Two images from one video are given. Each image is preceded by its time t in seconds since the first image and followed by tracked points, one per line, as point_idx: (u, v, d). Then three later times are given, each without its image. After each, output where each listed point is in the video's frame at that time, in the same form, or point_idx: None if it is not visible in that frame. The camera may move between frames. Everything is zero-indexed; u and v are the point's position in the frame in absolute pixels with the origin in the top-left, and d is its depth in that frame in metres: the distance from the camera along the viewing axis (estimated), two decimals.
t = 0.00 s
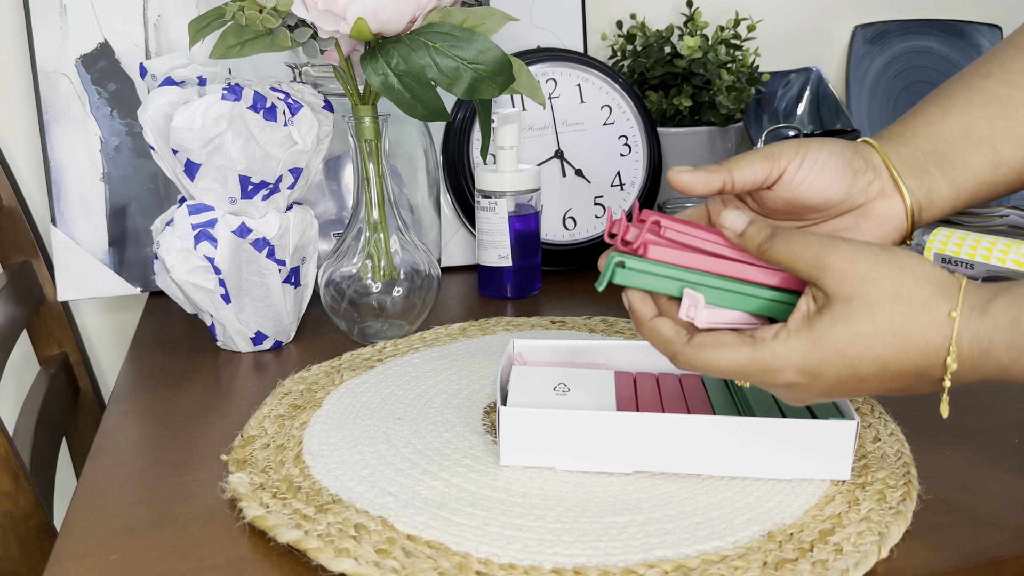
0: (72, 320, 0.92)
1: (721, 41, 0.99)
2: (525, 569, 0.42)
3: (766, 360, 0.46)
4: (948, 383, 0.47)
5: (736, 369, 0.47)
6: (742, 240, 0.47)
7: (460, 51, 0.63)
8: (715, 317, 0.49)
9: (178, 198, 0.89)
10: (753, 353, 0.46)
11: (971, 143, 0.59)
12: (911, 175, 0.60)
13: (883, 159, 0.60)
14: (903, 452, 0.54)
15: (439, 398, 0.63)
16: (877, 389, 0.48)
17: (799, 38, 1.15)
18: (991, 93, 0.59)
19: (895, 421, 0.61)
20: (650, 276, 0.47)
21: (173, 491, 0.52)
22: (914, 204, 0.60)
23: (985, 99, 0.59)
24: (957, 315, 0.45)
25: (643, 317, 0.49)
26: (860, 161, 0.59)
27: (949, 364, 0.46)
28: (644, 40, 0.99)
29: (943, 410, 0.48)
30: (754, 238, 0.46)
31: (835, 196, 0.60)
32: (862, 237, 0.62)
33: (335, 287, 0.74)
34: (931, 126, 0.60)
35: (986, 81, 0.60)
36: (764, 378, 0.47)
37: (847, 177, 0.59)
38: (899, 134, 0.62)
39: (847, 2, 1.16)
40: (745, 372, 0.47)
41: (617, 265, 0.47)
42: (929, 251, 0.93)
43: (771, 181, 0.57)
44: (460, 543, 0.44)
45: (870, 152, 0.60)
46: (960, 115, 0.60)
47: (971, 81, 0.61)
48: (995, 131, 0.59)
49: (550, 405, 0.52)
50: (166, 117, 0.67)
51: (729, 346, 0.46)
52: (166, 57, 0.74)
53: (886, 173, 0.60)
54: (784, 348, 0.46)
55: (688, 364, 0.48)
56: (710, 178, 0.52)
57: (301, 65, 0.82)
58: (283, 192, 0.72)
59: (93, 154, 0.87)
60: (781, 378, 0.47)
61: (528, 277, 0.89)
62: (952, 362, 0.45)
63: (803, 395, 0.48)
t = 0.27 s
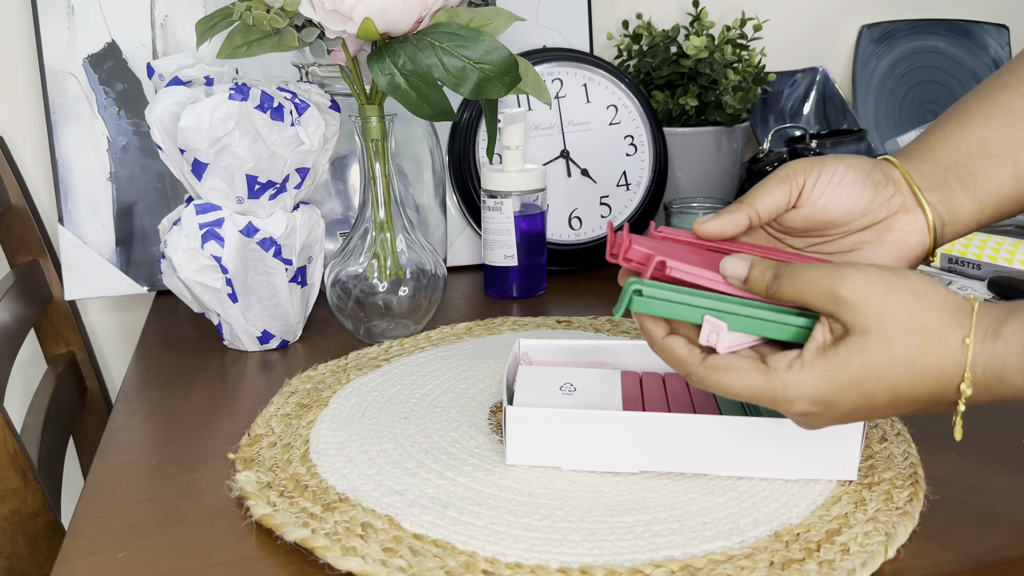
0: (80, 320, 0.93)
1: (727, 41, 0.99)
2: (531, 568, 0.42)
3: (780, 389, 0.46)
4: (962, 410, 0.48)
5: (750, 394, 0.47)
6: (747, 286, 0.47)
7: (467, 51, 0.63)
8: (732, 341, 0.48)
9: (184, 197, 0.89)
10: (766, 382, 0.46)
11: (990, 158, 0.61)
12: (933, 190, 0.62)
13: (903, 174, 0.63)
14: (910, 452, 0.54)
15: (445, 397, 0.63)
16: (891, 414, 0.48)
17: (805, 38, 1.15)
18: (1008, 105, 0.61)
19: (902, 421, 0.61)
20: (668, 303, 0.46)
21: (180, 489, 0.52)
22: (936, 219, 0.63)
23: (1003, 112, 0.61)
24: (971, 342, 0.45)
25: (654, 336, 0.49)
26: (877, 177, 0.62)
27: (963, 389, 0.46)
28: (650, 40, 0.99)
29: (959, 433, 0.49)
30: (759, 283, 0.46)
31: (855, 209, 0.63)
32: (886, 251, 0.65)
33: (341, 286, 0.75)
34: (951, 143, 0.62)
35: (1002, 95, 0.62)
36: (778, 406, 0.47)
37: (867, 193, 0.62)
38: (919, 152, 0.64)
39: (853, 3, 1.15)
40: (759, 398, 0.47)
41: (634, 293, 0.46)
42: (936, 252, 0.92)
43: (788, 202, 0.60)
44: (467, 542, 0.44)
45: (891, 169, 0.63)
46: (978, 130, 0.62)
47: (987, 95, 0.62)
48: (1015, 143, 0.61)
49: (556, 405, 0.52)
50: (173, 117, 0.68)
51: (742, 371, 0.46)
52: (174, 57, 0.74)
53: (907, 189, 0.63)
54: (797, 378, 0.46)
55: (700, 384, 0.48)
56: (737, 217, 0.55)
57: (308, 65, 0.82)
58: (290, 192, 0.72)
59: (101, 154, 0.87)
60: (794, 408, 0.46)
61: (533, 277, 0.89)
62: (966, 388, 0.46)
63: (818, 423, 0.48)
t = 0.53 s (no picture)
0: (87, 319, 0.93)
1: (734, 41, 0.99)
2: (537, 567, 0.42)
3: (785, 396, 0.46)
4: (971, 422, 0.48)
5: (755, 398, 0.47)
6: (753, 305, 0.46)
7: (473, 51, 0.63)
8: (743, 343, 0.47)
9: (191, 197, 0.90)
10: (771, 387, 0.46)
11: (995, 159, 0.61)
12: (940, 193, 0.62)
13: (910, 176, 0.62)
14: (917, 453, 0.54)
15: (452, 397, 0.63)
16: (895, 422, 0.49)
17: (812, 37, 1.15)
18: (1014, 108, 0.61)
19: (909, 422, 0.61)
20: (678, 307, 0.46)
21: (187, 488, 0.53)
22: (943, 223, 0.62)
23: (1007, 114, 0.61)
24: (979, 358, 0.46)
25: (660, 341, 0.49)
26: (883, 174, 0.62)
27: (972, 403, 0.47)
28: (656, 40, 0.99)
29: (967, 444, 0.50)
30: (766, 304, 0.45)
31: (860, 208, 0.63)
32: (893, 252, 0.64)
33: (347, 286, 0.75)
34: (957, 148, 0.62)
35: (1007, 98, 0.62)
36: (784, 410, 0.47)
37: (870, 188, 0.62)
38: (926, 154, 0.64)
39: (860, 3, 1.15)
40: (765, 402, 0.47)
41: (647, 299, 0.46)
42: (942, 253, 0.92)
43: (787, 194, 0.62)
44: (473, 541, 0.44)
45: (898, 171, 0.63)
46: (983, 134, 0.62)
47: (994, 97, 0.62)
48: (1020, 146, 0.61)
49: (562, 405, 0.52)
50: (181, 117, 0.68)
51: (748, 377, 0.46)
52: (181, 57, 0.75)
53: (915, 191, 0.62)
54: (803, 386, 0.46)
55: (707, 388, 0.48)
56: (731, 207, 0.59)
57: (314, 65, 0.82)
58: (297, 191, 0.72)
59: (108, 154, 0.88)
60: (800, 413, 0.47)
61: (539, 277, 0.89)
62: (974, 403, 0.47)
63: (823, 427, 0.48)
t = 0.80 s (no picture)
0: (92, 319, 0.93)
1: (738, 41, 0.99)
2: (542, 567, 0.42)
3: (776, 382, 0.47)
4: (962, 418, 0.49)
5: (746, 384, 0.47)
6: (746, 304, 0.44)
7: (478, 51, 0.63)
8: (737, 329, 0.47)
9: (196, 196, 0.90)
10: (763, 374, 0.47)
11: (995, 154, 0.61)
12: (938, 185, 0.62)
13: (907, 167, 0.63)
14: (922, 453, 0.54)
15: (456, 396, 0.63)
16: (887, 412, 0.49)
17: (816, 37, 1.15)
18: (1011, 101, 0.61)
19: (914, 422, 0.61)
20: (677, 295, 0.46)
21: (193, 487, 0.53)
22: (940, 214, 0.62)
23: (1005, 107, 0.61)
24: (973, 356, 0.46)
25: (654, 329, 0.49)
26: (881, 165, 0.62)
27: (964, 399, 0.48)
28: (661, 40, 0.99)
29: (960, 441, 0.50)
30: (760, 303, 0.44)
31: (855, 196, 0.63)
32: (890, 243, 0.64)
33: (352, 286, 0.75)
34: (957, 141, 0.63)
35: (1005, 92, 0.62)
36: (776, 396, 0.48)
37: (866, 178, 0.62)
38: (923, 146, 0.64)
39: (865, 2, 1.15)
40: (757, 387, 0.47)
41: (645, 285, 0.46)
42: (947, 253, 0.92)
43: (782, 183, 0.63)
44: (478, 541, 0.44)
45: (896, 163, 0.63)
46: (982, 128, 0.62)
47: (993, 92, 0.63)
48: (1017, 139, 0.61)
49: (567, 405, 0.52)
50: (186, 117, 0.68)
51: (740, 363, 0.47)
52: (187, 57, 0.75)
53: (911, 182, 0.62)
54: (795, 374, 0.46)
55: (702, 373, 0.49)
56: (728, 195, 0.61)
57: (319, 65, 0.82)
58: (302, 191, 0.72)
59: (113, 154, 0.88)
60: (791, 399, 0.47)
61: (543, 277, 0.89)
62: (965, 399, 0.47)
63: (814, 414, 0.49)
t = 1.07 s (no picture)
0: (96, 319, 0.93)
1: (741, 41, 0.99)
2: (545, 567, 0.42)
3: (785, 385, 0.46)
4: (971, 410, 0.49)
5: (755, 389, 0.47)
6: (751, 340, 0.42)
7: (481, 51, 0.63)
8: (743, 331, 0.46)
9: (200, 196, 0.90)
10: (772, 378, 0.46)
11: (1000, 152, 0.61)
12: (941, 184, 0.62)
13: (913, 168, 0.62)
14: (926, 454, 0.53)
15: (459, 397, 0.63)
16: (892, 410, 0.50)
17: (819, 37, 1.15)
18: (1017, 100, 0.61)
19: (918, 423, 0.60)
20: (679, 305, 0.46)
21: (196, 487, 0.53)
22: (944, 215, 0.62)
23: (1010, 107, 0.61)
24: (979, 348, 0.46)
25: (660, 337, 0.48)
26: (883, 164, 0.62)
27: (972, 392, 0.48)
28: (664, 40, 0.99)
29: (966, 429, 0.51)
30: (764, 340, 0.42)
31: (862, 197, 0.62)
32: (893, 244, 0.64)
33: (355, 286, 0.75)
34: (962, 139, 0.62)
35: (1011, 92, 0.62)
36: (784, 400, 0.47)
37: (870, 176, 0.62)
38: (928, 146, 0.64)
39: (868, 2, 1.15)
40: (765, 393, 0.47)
41: (646, 298, 0.46)
42: (950, 253, 0.92)
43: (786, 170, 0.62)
44: (481, 541, 0.44)
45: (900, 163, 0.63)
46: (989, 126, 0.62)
47: (998, 92, 0.63)
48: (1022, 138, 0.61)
49: (570, 405, 0.52)
50: (190, 117, 0.68)
51: (749, 369, 0.46)
52: (189, 57, 0.75)
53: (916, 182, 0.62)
54: (803, 376, 0.46)
55: (709, 379, 0.48)
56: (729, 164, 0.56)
57: (323, 65, 0.82)
58: (305, 192, 0.72)
59: (117, 154, 0.88)
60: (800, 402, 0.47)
61: (546, 277, 0.89)
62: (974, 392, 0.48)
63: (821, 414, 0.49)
